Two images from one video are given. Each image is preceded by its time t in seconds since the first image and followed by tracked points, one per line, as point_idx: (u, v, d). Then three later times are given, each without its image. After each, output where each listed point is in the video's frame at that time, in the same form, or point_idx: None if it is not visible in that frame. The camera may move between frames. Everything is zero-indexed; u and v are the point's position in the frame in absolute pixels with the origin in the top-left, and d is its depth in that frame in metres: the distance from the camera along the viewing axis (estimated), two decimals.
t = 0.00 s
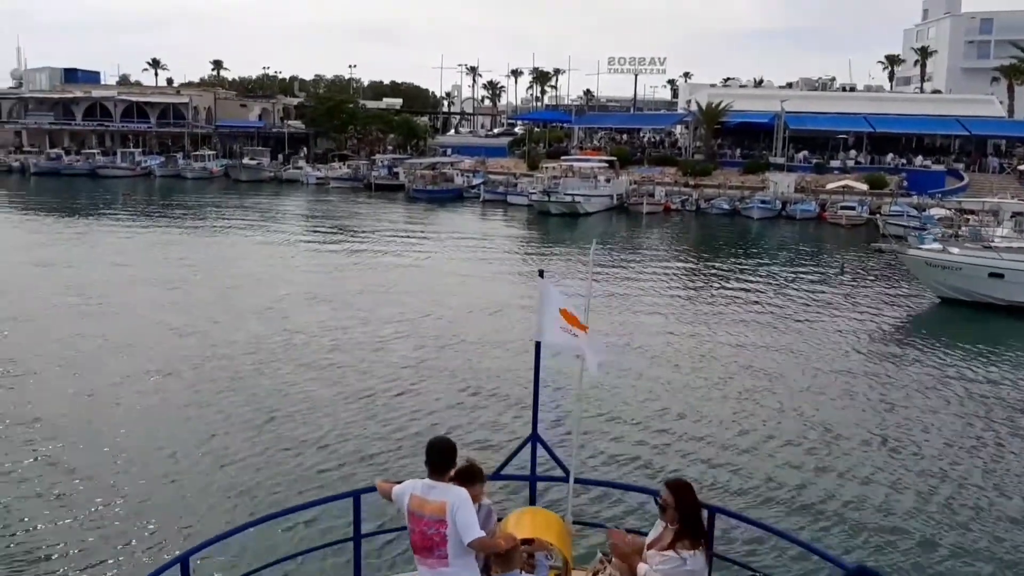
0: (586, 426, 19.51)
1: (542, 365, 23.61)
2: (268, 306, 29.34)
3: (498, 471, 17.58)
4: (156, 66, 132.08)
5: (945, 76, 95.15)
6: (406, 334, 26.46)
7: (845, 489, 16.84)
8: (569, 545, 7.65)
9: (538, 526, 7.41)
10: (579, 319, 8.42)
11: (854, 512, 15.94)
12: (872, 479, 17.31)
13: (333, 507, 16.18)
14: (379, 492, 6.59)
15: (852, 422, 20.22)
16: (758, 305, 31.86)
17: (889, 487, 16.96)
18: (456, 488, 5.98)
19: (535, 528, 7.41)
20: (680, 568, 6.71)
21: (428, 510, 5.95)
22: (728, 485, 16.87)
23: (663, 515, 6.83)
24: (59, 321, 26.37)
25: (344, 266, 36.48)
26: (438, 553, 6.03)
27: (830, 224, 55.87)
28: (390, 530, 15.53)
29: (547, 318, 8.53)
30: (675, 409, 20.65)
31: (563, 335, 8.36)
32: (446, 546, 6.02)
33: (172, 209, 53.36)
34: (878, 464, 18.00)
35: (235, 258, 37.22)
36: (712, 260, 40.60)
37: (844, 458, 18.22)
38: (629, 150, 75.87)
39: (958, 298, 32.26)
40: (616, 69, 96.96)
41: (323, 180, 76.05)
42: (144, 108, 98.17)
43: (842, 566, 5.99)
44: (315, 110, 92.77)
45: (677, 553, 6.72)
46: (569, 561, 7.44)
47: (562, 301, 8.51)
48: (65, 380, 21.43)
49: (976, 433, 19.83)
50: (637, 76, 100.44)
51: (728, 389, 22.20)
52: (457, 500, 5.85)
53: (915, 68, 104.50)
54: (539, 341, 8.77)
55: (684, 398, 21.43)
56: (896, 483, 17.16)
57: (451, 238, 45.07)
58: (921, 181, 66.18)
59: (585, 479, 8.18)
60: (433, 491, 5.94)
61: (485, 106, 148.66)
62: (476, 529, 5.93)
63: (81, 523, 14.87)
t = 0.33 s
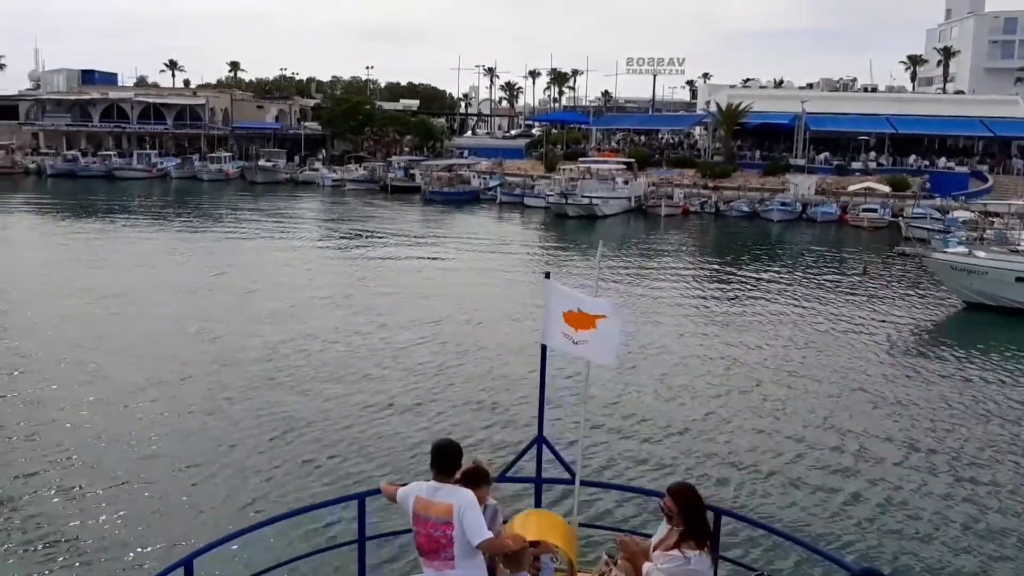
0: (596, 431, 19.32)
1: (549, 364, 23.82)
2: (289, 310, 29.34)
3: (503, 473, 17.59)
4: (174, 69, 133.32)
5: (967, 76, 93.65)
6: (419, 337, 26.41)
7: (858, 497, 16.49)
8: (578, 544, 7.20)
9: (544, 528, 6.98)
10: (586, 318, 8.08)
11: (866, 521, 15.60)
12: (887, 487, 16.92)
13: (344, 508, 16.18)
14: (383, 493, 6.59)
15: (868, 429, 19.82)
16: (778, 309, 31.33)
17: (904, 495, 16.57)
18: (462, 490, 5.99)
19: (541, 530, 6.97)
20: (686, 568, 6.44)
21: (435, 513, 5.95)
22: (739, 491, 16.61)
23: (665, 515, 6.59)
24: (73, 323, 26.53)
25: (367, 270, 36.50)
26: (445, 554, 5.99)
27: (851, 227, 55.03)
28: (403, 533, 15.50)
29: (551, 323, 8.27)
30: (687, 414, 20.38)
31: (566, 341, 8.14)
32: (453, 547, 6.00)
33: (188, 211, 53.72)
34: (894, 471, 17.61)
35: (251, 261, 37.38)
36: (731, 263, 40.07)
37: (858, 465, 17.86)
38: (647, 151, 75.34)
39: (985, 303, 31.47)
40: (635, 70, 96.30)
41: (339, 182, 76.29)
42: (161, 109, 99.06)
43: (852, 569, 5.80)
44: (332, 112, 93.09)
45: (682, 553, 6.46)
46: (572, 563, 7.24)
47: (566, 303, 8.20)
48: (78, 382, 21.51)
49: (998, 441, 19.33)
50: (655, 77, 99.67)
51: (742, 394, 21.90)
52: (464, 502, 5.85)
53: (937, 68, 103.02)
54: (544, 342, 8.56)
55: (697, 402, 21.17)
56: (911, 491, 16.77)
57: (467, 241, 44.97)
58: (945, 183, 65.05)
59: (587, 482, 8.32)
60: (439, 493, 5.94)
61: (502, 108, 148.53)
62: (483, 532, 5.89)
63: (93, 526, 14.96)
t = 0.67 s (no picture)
0: (608, 435, 19.06)
1: (558, 366, 23.48)
2: (308, 314, 29.07)
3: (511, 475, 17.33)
4: (195, 71, 134.60)
5: (995, 76, 91.72)
6: (434, 341, 26.26)
7: (872, 509, 16.08)
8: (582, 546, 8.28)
9: (551, 529, 8.09)
10: (591, 319, 8.68)
11: (878, 536, 15.17)
12: (907, 497, 16.57)
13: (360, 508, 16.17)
14: (393, 496, 6.77)
15: (887, 439, 19.37)
16: (801, 314, 30.74)
17: (921, 508, 16.15)
18: (471, 492, 6.16)
19: (550, 533, 8.04)
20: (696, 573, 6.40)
21: (444, 516, 6.13)
22: (751, 501, 16.25)
23: (672, 519, 6.57)
24: (92, 324, 26.81)
25: (391, 274, 36.22)
26: (456, 557, 6.19)
27: (876, 230, 54.07)
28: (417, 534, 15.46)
29: (559, 327, 8.90)
30: (702, 419, 20.04)
31: (575, 342, 8.72)
32: (463, 550, 6.19)
33: (209, 213, 54.18)
34: (912, 483, 17.16)
35: (271, 263, 37.58)
36: (752, 267, 39.47)
37: (873, 475, 17.47)
38: (668, 153, 74.66)
39: (1015, 309, 30.64)
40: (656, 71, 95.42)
41: (358, 183, 76.48)
42: (181, 111, 100.01)
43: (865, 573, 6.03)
44: (351, 114, 93.41)
45: (692, 558, 6.41)
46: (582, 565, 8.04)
47: (571, 306, 8.83)
48: (92, 381, 21.65)
49: None
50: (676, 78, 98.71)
51: (758, 399, 21.50)
52: (473, 505, 6.02)
53: (964, 69, 101.10)
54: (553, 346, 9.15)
55: (712, 408, 20.80)
56: (933, 501, 16.42)
57: (486, 244, 44.72)
58: (972, 185, 63.72)
59: (594, 485, 8.77)
60: (449, 495, 6.11)
61: (522, 109, 148.09)
62: (493, 535, 6.08)
63: (105, 522, 15.09)
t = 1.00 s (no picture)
0: (622, 441, 18.84)
1: (578, 371, 23.29)
2: (326, 318, 29.13)
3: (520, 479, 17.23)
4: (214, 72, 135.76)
5: None
6: (452, 345, 26.20)
7: (894, 520, 15.79)
8: (593, 549, 7.76)
9: (561, 535, 7.53)
10: (598, 320, 8.72)
11: (898, 551, 14.80)
12: (928, 507, 16.28)
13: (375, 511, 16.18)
14: (400, 499, 6.76)
15: (911, 448, 18.97)
16: (825, 318, 30.17)
17: (943, 522, 15.74)
18: (480, 494, 6.14)
19: (559, 536, 7.52)
20: None
21: (454, 518, 6.12)
22: (767, 512, 15.95)
23: (679, 525, 6.43)
24: (113, 327, 27.12)
25: (411, 277, 36.24)
26: (464, 559, 6.19)
27: (901, 233, 53.09)
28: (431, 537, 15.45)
29: (568, 327, 8.95)
30: (719, 426, 19.76)
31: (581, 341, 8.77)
32: (471, 553, 6.18)
33: (229, 216, 54.57)
34: (935, 495, 16.75)
35: (291, 267, 37.75)
36: (775, 270, 38.87)
37: (895, 486, 17.08)
38: (690, 155, 73.96)
39: None
40: (677, 71, 94.70)
41: (377, 185, 76.61)
42: (200, 113, 100.92)
43: None
44: (371, 116, 93.66)
45: (701, 564, 6.27)
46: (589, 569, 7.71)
47: (580, 306, 8.87)
48: (108, 384, 21.83)
49: None
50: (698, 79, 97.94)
51: (778, 406, 21.18)
52: (482, 507, 6.02)
53: (991, 70, 99.35)
54: (562, 347, 9.24)
55: (730, 414, 20.51)
56: (957, 513, 16.10)
57: (506, 246, 44.56)
58: (1000, 187, 62.48)
59: (601, 488, 8.71)
60: (458, 498, 6.11)
61: (542, 111, 147.68)
62: (502, 538, 6.07)
63: (120, 523, 15.20)
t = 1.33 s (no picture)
0: (636, 451, 18.50)
1: (600, 378, 23.00)
2: (344, 323, 28.99)
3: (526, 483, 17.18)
4: (235, 74, 136.81)
5: None
6: (469, 352, 25.96)
7: (921, 537, 15.37)
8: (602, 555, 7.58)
9: (569, 539, 7.38)
10: (602, 325, 8.69)
11: (926, 569, 14.38)
12: (957, 524, 15.81)
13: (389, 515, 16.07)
14: (406, 503, 6.55)
15: (941, 461, 18.46)
16: (852, 324, 29.52)
17: (968, 542, 15.20)
18: (488, 498, 5.93)
19: (567, 540, 7.38)
20: None
21: (460, 522, 5.89)
22: (787, 527, 15.55)
23: (687, 529, 6.00)
24: (132, 330, 27.26)
25: (431, 282, 36.06)
26: (471, 563, 5.94)
27: (928, 237, 52.09)
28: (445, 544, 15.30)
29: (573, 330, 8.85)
30: (738, 436, 19.32)
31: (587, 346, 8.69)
32: (479, 557, 5.94)
33: (250, 219, 54.90)
34: (960, 512, 16.21)
35: (311, 271, 37.76)
36: (799, 275, 38.21)
37: (918, 502, 16.58)
38: (712, 157, 73.24)
39: None
40: (699, 73, 93.87)
41: (397, 188, 76.73)
42: (220, 115, 101.79)
43: None
44: (390, 118, 93.86)
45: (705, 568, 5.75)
46: None
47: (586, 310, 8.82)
48: (123, 387, 21.92)
49: None
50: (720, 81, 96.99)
51: (799, 416, 20.70)
52: (491, 510, 5.80)
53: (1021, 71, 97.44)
54: (570, 352, 9.08)
55: (749, 423, 20.07)
56: (987, 530, 15.63)
57: (526, 250, 44.30)
58: None
59: (612, 491, 8.32)
60: (465, 501, 5.90)
61: (563, 113, 147.31)
62: (510, 542, 5.84)
63: (132, 529, 15.18)
